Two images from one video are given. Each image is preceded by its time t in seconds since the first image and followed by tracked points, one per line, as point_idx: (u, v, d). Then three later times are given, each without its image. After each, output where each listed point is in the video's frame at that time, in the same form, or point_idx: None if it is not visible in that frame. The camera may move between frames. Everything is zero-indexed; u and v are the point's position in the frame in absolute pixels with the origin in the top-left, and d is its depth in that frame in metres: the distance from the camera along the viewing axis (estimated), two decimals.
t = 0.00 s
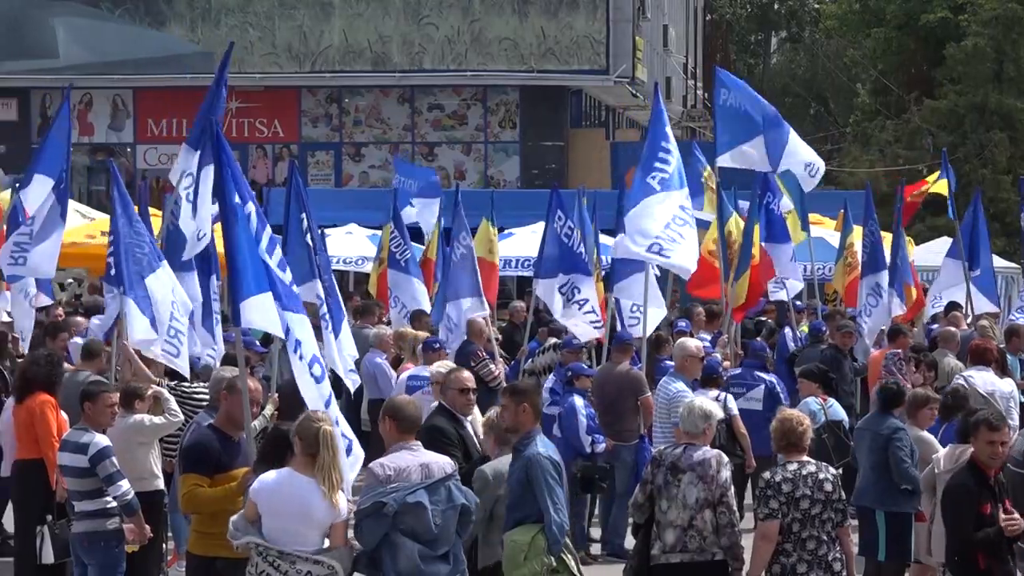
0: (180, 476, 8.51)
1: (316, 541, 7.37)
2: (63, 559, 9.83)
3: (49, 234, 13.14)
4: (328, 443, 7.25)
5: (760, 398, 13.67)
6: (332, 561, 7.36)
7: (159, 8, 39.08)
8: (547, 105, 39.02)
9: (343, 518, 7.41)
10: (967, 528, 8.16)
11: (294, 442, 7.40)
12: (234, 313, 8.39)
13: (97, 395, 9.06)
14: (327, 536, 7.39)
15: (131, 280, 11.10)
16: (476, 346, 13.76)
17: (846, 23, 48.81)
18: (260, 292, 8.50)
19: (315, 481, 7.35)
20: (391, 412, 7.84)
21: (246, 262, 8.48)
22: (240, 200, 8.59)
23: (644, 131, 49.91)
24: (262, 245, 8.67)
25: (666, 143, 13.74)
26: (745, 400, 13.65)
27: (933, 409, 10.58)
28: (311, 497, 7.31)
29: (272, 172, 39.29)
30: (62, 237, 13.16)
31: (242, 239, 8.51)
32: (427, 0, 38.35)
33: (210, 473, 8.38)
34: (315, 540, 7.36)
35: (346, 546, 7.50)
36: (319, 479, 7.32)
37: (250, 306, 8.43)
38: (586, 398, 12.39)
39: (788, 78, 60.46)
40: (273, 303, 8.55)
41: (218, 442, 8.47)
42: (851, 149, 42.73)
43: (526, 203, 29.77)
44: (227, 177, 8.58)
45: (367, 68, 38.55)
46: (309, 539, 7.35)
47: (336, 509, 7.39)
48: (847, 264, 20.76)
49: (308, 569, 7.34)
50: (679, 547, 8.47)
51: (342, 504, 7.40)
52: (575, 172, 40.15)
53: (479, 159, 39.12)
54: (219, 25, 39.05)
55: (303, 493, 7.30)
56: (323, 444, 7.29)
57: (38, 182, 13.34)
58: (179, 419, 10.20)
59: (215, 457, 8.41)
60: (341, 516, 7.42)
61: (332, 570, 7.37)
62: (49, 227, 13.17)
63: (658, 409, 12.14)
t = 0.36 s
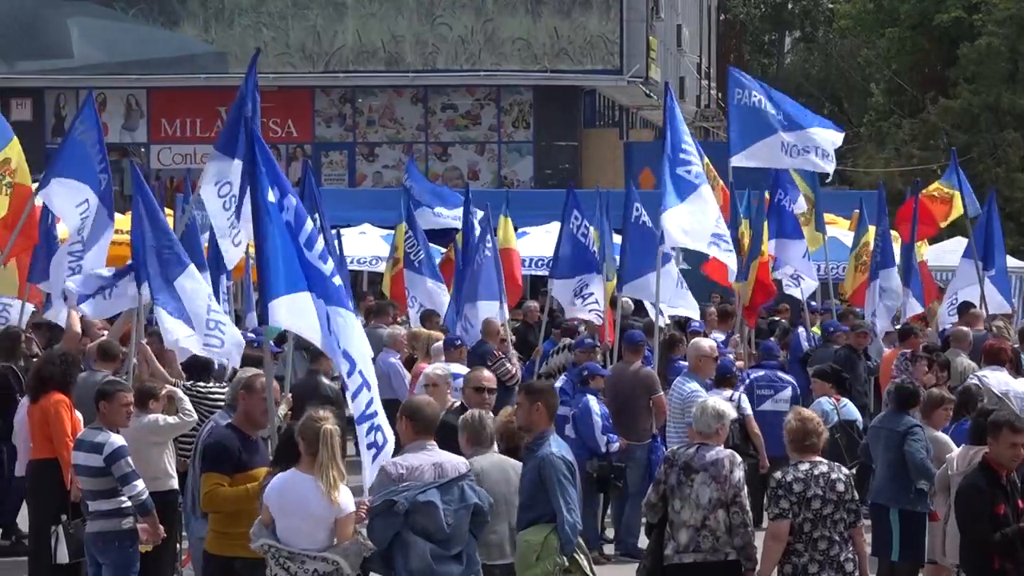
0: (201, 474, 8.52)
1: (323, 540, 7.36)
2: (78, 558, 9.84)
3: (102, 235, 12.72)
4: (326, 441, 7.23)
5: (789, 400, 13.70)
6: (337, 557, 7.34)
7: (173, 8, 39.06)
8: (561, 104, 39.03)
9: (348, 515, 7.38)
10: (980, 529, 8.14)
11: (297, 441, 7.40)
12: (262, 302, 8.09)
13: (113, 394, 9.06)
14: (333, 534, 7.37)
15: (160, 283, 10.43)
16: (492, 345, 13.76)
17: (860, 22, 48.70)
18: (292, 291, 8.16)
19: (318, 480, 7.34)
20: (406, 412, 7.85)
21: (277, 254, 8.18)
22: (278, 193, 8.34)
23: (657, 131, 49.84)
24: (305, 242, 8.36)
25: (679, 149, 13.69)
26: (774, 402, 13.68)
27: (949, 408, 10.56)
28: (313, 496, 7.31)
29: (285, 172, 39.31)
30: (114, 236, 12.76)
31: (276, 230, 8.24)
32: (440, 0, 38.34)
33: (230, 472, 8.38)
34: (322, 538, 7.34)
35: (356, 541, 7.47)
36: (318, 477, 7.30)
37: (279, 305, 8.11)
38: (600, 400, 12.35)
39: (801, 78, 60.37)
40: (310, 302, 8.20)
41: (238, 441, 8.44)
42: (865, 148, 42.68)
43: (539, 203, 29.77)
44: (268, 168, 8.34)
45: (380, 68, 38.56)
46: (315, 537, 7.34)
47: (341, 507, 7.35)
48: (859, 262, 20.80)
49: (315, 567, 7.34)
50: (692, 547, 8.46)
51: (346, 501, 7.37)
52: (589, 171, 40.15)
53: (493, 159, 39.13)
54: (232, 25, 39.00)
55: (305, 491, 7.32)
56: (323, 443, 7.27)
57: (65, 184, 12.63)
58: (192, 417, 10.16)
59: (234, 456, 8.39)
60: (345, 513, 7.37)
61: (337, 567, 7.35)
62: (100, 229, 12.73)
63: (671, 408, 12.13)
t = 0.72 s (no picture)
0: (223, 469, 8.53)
1: (334, 536, 7.36)
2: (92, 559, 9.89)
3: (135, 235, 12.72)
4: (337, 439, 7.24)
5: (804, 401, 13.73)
6: (347, 554, 7.33)
7: (188, 8, 39.11)
8: (575, 104, 39.07)
9: (361, 511, 7.37)
10: (995, 530, 8.13)
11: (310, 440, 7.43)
12: (290, 303, 8.21)
13: (127, 395, 9.09)
14: (345, 530, 7.37)
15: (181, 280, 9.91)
16: (506, 345, 13.77)
17: (874, 22, 48.63)
18: (331, 288, 8.28)
19: (328, 477, 7.36)
20: (422, 412, 7.84)
21: (313, 252, 8.29)
22: (312, 189, 8.43)
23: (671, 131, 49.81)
24: (340, 242, 8.46)
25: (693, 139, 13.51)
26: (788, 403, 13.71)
27: (963, 407, 10.54)
28: (324, 495, 7.32)
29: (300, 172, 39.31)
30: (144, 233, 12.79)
31: (311, 227, 8.32)
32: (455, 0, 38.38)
33: (252, 470, 8.37)
34: (333, 536, 7.35)
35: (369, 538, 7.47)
36: (330, 474, 7.31)
37: (320, 304, 8.25)
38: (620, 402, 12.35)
39: (816, 77, 60.31)
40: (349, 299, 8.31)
41: (260, 440, 8.42)
42: (880, 149, 42.65)
43: (553, 203, 29.79)
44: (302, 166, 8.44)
45: (395, 67, 38.60)
46: (326, 535, 7.35)
47: (351, 504, 7.34)
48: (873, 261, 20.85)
49: (327, 565, 7.35)
50: (706, 547, 8.46)
51: (358, 498, 7.36)
52: (605, 171, 40.19)
53: (507, 159, 39.15)
54: (247, 25, 39.05)
55: (316, 489, 7.34)
56: (334, 441, 7.29)
57: (92, 190, 12.50)
58: (206, 418, 10.15)
59: (256, 455, 8.38)
60: (357, 509, 7.36)
61: (349, 564, 7.35)
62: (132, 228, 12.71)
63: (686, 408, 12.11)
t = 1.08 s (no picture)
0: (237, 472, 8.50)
1: (345, 535, 7.37)
2: (102, 558, 9.83)
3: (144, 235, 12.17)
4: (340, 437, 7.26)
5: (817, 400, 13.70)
6: (359, 553, 7.34)
7: (199, 7, 39.12)
8: (586, 104, 39.10)
9: (371, 510, 7.39)
10: (1007, 531, 8.12)
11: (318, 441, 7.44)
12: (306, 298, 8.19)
13: (137, 393, 9.08)
14: (356, 530, 7.38)
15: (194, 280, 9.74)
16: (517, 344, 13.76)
17: (885, 22, 48.58)
18: (353, 286, 8.29)
19: (335, 475, 7.37)
20: (432, 413, 7.85)
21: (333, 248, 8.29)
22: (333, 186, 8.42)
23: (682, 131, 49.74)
24: (365, 242, 8.45)
25: (701, 139, 13.54)
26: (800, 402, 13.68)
27: (976, 408, 10.50)
28: (331, 494, 7.33)
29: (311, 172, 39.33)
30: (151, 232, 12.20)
31: (332, 226, 8.34)
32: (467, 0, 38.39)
33: (266, 471, 8.32)
34: (344, 535, 7.36)
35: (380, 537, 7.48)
36: (335, 471, 7.33)
37: (334, 303, 8.23)
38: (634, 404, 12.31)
39: (827, 77, 60.23)
40: (370, 299, 8.34)
41: (274, 440, 8.37)
42: (892, 149, 42.64)
43: (564, 202, 29.79)
44: (325, 164, 8.39)
45: (406, 67, 38.62)
46: (337, 535, 7.36)
47: (360, 504, 7.37)
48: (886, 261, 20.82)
49: (338, 564, 7.36)
50: (718, 547, 8.46)
51: (367, 497, 7.38)
52: (616, 172, 40.21)
53: (519, 159, 39.14)
54: (259, 25, 39.05)
55: (323, 488, 7.35)
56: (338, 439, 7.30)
57: (102, 190, 12.07)
58: (218, 418, 10.18)
59: (271, 455, 8.32)
60: (366, 508, 7.38)
61: (360, 563, 7.36)
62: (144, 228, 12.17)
63: (697, 408, 12.11)
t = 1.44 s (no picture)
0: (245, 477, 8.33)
1: (356, 535, 7.38)
2: (112, 558, 9.85)
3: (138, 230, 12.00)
4: (345, 438, 7.26)
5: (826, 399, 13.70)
6: (369, 554, 7.36)
7: (209, 8, 39.18)
8: (595, 104, 39.08)
9: (381, 510, 7.39)
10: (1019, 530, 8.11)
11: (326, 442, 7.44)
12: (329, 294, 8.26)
13: (147, 393, 9.11)
14: (366, 530, 7.39)
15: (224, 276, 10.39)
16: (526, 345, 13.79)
17: (895, 22, 48.53)
18: (374, 287, 8.43)
19: (342, 475, 7.38)
20: (441, 413, 7.85)
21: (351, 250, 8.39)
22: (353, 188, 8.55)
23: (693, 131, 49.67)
24: (382, 246, 8.55)
25: (704, 138, 13.45)
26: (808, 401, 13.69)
27: (988, 409, 10.48)
28: (339, 495, 7.34)
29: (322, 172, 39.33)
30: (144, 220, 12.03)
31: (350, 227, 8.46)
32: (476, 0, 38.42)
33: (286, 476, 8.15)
34: (354, 535, 7.37)
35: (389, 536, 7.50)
36: (342, 471, 7.34)
37: (342, 302, 8.30)
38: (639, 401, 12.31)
39: (837, 77, 60.12)
40: (389, 303, 8.46)
41: (282, 444, 8.20)
42: (901, 149, 42.57)
43: (574, 202, 29.78)
44: (345, 166, 8.53)
45: (416, 67, 38.66)
46: (346, 534, 7.36)
47: (369, 504, 7.37)
48: (896, 263, 20.78)
49: (347, 563, 7.37)
50: (728, 547, 8.45)
51: (378, 497, 7.39)
52: (626, 172, 40.18)
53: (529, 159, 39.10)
54: (268, 25, 39.11)
55: (330, 489, 7.35)
56: (342, 439, 7.29)
57: (102, 185, 12.00)
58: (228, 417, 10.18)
59: (283, 458, 8.16)
60: (376, 508, 7.38)
61: (372, 564, 7.38)
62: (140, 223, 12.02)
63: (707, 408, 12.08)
